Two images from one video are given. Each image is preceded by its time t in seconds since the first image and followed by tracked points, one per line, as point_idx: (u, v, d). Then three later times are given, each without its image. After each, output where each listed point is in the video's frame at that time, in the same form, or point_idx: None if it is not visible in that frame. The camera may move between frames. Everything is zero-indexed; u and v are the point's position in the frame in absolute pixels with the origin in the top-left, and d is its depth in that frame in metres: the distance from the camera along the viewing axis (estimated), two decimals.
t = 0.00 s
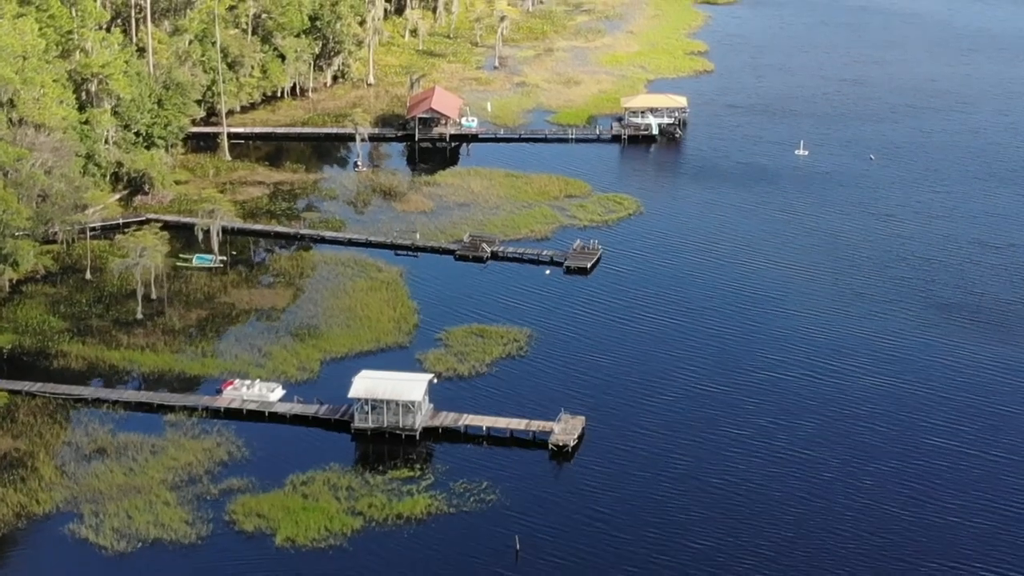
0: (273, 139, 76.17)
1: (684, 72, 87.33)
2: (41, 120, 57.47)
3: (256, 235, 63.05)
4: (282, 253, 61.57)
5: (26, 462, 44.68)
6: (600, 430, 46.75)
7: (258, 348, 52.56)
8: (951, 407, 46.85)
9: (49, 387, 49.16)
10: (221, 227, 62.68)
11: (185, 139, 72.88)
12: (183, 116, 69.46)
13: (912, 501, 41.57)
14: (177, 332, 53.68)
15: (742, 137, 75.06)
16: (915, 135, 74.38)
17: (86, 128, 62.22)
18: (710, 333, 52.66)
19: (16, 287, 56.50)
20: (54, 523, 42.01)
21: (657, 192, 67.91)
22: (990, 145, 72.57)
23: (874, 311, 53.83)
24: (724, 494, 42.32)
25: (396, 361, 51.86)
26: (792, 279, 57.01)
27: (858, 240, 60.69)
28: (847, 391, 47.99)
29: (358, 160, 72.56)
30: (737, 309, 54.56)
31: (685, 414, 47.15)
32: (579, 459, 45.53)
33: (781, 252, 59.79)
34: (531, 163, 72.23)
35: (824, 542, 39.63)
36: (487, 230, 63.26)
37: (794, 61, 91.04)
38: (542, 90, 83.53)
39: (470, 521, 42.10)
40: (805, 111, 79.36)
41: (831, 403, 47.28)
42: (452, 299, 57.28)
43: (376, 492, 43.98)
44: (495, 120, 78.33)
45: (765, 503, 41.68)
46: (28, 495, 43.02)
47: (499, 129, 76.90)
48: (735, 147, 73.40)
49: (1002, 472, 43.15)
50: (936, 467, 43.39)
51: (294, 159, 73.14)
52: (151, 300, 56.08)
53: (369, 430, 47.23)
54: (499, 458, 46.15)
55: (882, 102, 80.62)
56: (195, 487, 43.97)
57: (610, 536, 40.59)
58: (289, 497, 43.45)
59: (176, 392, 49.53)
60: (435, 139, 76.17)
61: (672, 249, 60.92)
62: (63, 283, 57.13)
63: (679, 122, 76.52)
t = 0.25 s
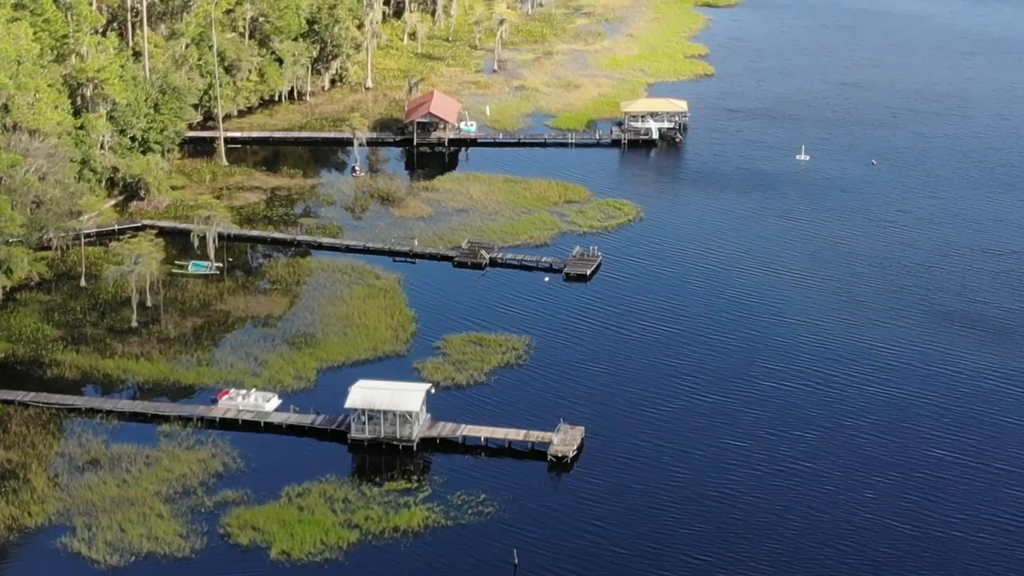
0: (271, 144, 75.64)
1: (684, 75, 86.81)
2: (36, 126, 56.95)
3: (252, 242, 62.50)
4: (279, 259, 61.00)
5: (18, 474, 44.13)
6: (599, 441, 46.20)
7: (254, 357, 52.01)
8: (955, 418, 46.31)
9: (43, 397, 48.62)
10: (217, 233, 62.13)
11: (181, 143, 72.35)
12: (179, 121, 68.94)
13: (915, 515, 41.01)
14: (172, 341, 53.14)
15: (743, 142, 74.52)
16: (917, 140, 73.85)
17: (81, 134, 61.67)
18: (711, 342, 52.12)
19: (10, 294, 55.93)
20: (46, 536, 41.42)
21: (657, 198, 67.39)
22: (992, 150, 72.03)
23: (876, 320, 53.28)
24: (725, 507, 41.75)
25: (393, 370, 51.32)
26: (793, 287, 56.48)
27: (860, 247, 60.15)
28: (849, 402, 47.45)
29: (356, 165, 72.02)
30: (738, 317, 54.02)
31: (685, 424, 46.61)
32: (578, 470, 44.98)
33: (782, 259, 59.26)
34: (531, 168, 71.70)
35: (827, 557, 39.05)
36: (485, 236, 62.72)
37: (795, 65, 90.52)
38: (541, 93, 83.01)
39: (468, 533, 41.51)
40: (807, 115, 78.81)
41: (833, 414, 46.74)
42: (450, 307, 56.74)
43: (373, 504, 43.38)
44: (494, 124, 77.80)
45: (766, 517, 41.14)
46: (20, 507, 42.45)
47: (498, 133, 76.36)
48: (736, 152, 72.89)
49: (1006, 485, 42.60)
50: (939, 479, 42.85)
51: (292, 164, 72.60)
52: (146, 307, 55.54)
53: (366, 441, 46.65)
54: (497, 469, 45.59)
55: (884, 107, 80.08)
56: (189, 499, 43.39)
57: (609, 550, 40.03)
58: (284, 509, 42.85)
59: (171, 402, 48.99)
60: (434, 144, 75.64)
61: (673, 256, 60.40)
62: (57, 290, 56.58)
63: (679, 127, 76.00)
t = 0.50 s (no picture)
0: (268, 148, 75.12)
1: (685, 79, 86.27)
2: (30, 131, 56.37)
3: (249, 248, 61.92)
4: (276, 266, 60.42)
5: (11, 486, 43.53)
6: (599, 452, 45.61)
7: (250, 366, 51.43)
8: (960, 430, 45.73)
9: (36, 407, 48.05)
10: (213, 239, 61.55)
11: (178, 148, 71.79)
12: (175, 126, 68.40)
13: (920, 529, 40.42)
14: (167, 349, 52.56)
15: (744, 147, 73.96)
16: (920, 145, 73.28)
17: (77, 139, 61.08)
18: (712, 351, 51.55)
19: (4, 301, 55.35)
20: (38, 549, 40.78)
21: (657, 204, 66.82)
22: (996, 155, 71.46)
23: (879, 329, 52.70)
24: (727, 521, 41.15)
25: (391, 379, 50.74)
26: (795, 295, 55.92)
27: (863, 254, 59.59)
28: (852, 413, 46.88)
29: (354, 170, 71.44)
30: (739, 326, 53.44)
31: (687, 436, 46.03)
32: (577, 482, 44.38)
33: (784, 267, 58.70)
34: (530, 173, 71.12)
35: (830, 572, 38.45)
36: (484, 243, 62.14)
37: (796, 69, 89.97)
38: (541, 98, 82.44)
39: (466, 546, 40.87)
40: (808, 120, 78.24)
41: (836, 425, 46.16)
42: (448, 315, 56.15)
43: (370, 516, 42.74)
44: (493, 128, 77.22)
45: (769, 531, 40.55)
46: (12, 520, 41.83)
47: (498, 138, 75.79)
48: (737, 157, 72.34)
49: (1011, 498, 42.03)
50: (943, 492, 42.29)
51: (289, 169, 72.03)
52: (141, 315, 54.97)
53: (363, 452, 46.04)
54: (496, 480, 44.99)
55: (886, 111, 79.51)
56: (184, 512, 42.77)
57: (609, 565, 39.43)
58: (280, 522, 42.22)
59: (166, 412, 48.42)
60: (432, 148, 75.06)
61: (673, 263, 59.83)
62: (52, 297, 56.02)
63: (680, 131, 75.44)
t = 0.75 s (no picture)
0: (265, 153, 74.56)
1: (685, 83, 85.75)
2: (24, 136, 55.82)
3: (246, 254, 61.36)
4: (272, 273, 59.84)
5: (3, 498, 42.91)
6: (599, 463, 45.02)
7: (246, 375, 50.86)
8: (964, 441, 45.16)
9: (29, 417, 47.47)
10: (209, 246, 60.98)
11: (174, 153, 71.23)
12: (171, 131, 67.89)
13: (924, 544, 39.83)
14: (162, 358, 51.98)
15: (745, 152, 73.42)
16: (922, 150, 72.74)
17: (71, 144, 60.54)
18: (712, 361, 50.97)
19: None
20: (29, 562, 40.11)
21: (657, 210, 66.28)
22: (999, 161, 70.92)
23: (882, 338, 52.14)
24: (728, 534, 40.55)
25: (388, 389, 50.16)
26: (797, 303, 55.37)
27: (865, 262, 59.04)
28: (855, 424, 46.31)
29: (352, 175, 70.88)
30: (740, 335, 52.89)
31: (687, 447, 45.45)
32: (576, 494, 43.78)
33: (786, 274, 58.13)
34: (530, 179, 70.56)
35: None
36: (483, 249, 61.57)
37: (797, 73, 89.45)
38: (541, 102, 81.90)
39: (464, 559, 40.21)
40: (809, 125, 77.71)
41: (838, 436, 45.58)
42: (446, 323, 55.58)
43: (366, 529, 42.09)
44: (492, 133, 76.66)
45: (771, 544, 39.96)
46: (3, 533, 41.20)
47: (497, 142, 75.23)
48: (737, 163, 71.81)
49: (1016, 512, 41.45)
50: (946, 505, 41.73)
51: (287, 174, 71.46)
52: (136, 323, 54.42)
53: (359, 463, 45.43)
54: (494, 492, 44.39)
55: (888, 116, 78.97)
56: (178, 525, 42.13)
57: None
58: (275, 535, 41.58)
59: (160, 422, 47.84)
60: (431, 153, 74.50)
61: (673, 270, 59.28)
62: (46, 305, 55.44)
63: (680, 136, 74.92)
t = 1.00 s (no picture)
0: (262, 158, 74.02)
1: (685, 86, 85.23)
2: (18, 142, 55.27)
3: (242, 261, 60.81)
4: (269, 280, 59.29)
5: None
6: (598, 475, 44.47)
7: (241, 384, 50.30)
8: (967, 453, 44.62)
9: (22, 427, 46.91)
10: (205, 252, 60.42)
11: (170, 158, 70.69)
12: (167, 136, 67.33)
13: (927, 558, 39.29)
14: (156, 367, 51.41)
15: (745, 157, 72.90)
16: (924, 155, 72.21)
17: (65, 150, 60.00)
18: (713, 371, 50.43)
19: None
20: None
21: (657, 216, 65.75)
22: (1001, 166, 70.39)
23: (883, 347, 51.61)
24: (729, 548, 40.00)
25: (385, 398, 49.61)
26: (798, 312, 54.83)
27: (866, 269, 58.51)
28: (857, 435, 45.76)
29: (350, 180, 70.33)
30: (741, 344, 52.35)
31: (687, 458, 44.91)
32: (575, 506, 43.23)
33: (787, 282, 57.60)
34: (528, 184, 70.02)
35: None
36: (481, 256, 61.03)
37: (798, 76, 88.94)
38: (540, 106, 81.36)
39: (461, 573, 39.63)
40: (810, 130, 77.19)
41: (840, 448, 45.04)
42: (444, 331, 55.03)
43: (362, 543, 41.50)
44: (491, 137, 76.12)
45: (772, 559, 39.43)
46: None
47: (495, 147, 74.69)
48: (738, 168, 71.28)
49: (1020, 526, 40.91)
50: (949, 519, 41.17)
51: (284, 179, 70.90)
52: (131, 331, 53.88)
53: (356, 474, 44.86)
54: (492, 504, 43.83)
55: (890, 121, 78.42)
56: (171, 538, 41.55)
57: None
58: (270, 548, 41.00)
59: (154, 433, 47.27)
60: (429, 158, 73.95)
61: (674, 277, 58.75)
62: (40, 312, 54.90)
63: (681, 140, 74.40)
